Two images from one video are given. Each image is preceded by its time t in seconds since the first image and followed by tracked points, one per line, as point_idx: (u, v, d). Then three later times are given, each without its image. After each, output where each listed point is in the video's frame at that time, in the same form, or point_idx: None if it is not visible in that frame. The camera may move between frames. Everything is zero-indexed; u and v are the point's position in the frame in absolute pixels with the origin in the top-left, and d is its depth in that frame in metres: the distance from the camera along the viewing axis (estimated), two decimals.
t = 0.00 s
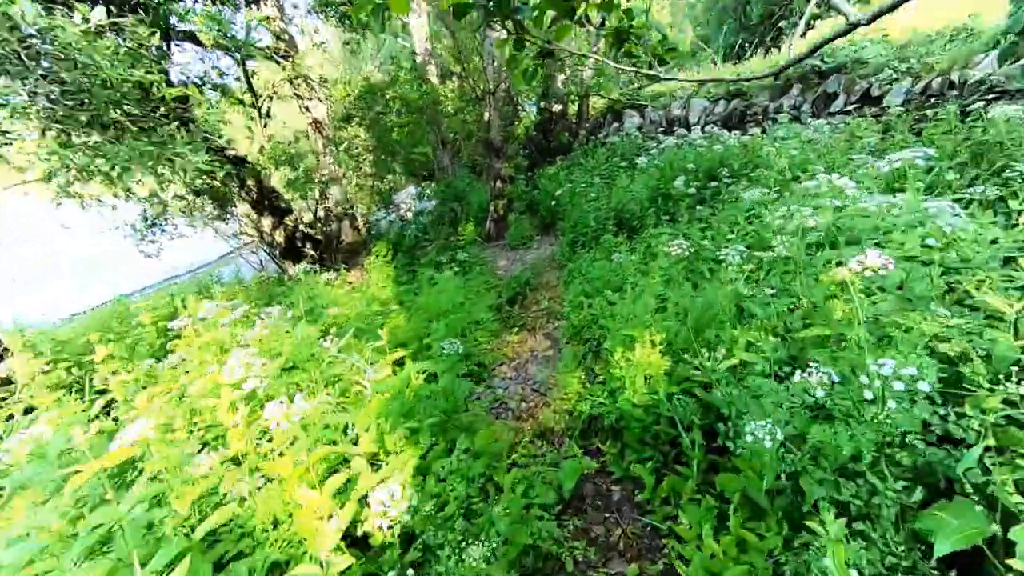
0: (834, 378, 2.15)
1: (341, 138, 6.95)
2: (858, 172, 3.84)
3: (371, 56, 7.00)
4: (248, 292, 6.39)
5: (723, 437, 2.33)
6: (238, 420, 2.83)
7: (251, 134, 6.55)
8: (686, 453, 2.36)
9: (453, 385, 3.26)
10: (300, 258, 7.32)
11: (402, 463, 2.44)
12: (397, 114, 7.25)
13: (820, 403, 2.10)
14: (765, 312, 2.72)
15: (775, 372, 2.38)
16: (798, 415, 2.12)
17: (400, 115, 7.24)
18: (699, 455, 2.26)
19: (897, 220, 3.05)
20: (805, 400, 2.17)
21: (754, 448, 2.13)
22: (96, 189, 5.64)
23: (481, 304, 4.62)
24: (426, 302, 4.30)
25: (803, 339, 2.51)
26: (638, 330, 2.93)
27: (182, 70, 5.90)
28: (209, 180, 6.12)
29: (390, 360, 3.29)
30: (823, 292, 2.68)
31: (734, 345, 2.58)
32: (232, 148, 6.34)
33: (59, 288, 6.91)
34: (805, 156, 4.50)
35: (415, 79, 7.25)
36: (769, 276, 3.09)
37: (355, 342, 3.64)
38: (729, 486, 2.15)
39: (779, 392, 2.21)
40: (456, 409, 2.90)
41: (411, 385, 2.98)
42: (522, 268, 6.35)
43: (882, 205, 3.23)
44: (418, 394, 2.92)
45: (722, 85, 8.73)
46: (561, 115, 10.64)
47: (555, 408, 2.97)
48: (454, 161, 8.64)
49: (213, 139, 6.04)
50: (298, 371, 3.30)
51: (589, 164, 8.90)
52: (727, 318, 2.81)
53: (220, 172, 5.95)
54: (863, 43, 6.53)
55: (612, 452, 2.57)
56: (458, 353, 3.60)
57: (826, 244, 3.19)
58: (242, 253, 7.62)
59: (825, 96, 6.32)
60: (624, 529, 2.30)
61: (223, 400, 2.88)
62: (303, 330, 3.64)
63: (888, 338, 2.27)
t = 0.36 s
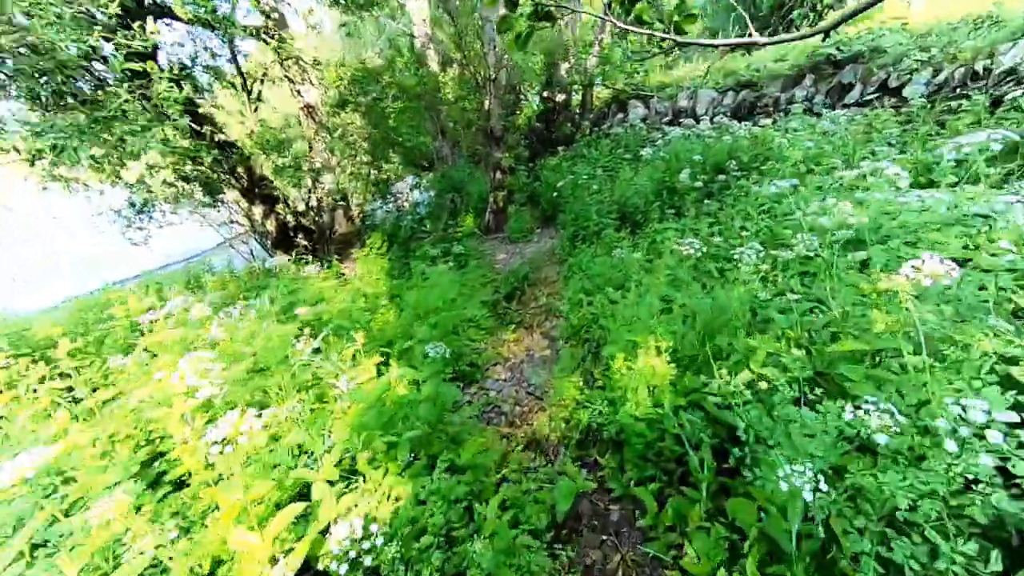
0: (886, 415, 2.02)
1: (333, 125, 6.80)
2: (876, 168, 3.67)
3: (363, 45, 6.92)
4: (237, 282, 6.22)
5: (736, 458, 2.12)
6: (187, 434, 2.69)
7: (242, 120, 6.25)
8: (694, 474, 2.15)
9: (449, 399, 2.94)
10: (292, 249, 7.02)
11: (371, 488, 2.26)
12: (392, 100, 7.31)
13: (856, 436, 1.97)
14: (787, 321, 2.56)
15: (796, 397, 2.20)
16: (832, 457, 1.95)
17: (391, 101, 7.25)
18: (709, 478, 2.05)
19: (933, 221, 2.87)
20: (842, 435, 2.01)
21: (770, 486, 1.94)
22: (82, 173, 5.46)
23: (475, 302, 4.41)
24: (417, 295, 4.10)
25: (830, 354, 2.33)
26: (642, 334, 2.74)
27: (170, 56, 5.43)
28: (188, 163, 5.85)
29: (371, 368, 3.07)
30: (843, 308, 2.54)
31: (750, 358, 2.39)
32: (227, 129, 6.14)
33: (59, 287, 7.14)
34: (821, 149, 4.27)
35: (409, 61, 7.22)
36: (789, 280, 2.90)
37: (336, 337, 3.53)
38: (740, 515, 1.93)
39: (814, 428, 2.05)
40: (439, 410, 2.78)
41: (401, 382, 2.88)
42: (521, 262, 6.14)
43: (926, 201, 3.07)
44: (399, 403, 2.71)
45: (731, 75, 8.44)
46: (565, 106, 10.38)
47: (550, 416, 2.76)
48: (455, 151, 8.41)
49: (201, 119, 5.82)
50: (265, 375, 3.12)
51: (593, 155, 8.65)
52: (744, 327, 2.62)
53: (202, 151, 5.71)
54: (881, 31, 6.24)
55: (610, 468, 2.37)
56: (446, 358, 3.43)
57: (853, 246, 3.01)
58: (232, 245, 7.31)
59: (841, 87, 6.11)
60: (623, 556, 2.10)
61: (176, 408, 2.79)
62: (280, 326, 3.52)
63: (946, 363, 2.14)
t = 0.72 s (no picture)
0: (934, 477, 1.75)
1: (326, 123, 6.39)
2: (899, 177, 3.45)
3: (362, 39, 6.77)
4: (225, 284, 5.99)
5: (753, 510, 1.86)
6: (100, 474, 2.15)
7: (233, 114, 6.11)
8: (705, 526, 1.88)
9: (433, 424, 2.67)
10: (283, 250, 6.64)
11: (315, 551, 1.80)
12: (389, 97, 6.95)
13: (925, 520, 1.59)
14: (822, 353, 2.22)
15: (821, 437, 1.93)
16: (889, 527, 1.59)
17: (388, 99, 6.90)
18: (722, 533, 1.79)
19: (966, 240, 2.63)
20: (886, 495, 1.73)
21: (798, 553, 1.64)
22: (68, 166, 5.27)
23: (468, 309, 4.18)
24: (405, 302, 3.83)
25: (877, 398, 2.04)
26: (646, 355, 2.48)
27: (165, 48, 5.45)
28: (176, 160, 5.68)
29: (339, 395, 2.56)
30: (875, 338, 2.26)
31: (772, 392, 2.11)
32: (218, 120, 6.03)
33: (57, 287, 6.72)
34: (838, 154, 4.02)
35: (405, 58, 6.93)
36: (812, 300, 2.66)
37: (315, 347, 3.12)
38: None
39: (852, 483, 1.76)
40: (417, 439, 2.38)
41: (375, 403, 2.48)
42: (519, 267, 5.91)
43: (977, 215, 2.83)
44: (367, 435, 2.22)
45: (739, 78, 8.21)
46: (568, 107, 10.16)
47: (544, 445, 2.51)
48: (454, 152, 8.21)
49: (190, 115, 5.61)
50: (218, 399, 2.57)
51: (596, 158, 8.42)
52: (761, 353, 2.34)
53: (182, 144, 5.53)
54: (898, 34, 6.01)
55: (609, 510, 2.12)
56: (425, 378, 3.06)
57: (882, 265, 2.73)
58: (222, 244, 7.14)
59: (854, 91, 5.89)
60: None
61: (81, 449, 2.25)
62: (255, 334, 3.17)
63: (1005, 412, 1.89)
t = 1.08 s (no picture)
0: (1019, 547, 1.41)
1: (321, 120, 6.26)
2: (925, 183, 3.24)
3: (361, 32, 6.59)
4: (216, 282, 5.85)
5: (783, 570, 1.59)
6: None
7: (228, 108, 6.02)
8: None
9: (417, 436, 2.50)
10: (274, 250, 6.44)
11: None
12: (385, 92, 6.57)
13: None
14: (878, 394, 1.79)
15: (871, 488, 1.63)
16: None
17: (384, 95, 6.54)
18: None
19: (1012, 248, 2.39)
20: None
21: None
22: (50, 158, 5.25)
23: (462, 317, 3.95)
24: (396, 308, 3.62)
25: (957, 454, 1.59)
26: (657, 377, 2.23)
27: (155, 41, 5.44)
28: (166, 156, 5.56)
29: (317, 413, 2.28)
30: (925, 367, 1.96)
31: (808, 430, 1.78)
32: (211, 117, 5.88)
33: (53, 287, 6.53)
34: (858, 158, 3.79)
35: (403, 54, 6.50)
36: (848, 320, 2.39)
37: (295, 355, 2.87)
38: None
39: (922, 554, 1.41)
40: (391, 473, 2.04)
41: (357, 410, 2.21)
42: (519, 272, 5.70)
43: None
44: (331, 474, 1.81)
45: (747, 80, 8.01)
46: (571, 109, 9.96)
47: (540, 477, 2.27)
48: (454, 154, 8.44)
49: (179, 109, 5.49)
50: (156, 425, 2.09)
51: (599, 160, 8.22)
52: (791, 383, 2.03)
53: (162, 134, 5.36)
54: (916, 35, 5.78)
55: (613, 557, 1.88)
56: (407, 401, 2.75)
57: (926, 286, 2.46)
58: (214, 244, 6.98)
59: (869, 95, 5.70)
60: None
61: None
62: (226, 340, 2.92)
63: None
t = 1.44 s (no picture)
0: None
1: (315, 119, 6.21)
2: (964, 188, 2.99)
3: (363, 30, 6.44)
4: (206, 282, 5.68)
5: None
6: None
7: (222, 101, 5.81)
8: None
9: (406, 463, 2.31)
10: (267, 250, 6.19)
11: None
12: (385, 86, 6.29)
13: None
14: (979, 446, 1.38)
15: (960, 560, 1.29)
16: None
17: (383, 91, 6.26)
18: None
19: None
20: None
21: None
22: (38, 152, 5.29)
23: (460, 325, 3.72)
24: (391, 312, 3.41)
25: None
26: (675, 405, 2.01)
27: (152, 33, 5.44)
28: (158, 151, 5.41)
29: (300, 441, 2.12)
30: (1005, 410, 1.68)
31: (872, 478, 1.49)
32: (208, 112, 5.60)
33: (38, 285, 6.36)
34: (885, 161, 3.55)
35: (405, 49, 6.28)
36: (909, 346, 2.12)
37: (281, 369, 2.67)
38: None
39: None
40: (368, 514, 1.75)
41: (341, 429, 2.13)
42: (520, 276, 5.49)
43: None
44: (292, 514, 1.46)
45: (758, 83, 7.79)
46: (576, 110, 9.77)
47: (544, 511, 2.04)
48: (456, 155, 8.23)
49: (171, 103, 5.34)
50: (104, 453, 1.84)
51: (605, 163, 8.01)
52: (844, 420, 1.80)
53: (158, 131, 5.29)
54: (937, 36, 5.57)
55: None
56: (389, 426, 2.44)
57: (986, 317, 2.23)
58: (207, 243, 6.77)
59: (888, 98, 5.49)
60: None
61: None
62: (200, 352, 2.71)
63: None
